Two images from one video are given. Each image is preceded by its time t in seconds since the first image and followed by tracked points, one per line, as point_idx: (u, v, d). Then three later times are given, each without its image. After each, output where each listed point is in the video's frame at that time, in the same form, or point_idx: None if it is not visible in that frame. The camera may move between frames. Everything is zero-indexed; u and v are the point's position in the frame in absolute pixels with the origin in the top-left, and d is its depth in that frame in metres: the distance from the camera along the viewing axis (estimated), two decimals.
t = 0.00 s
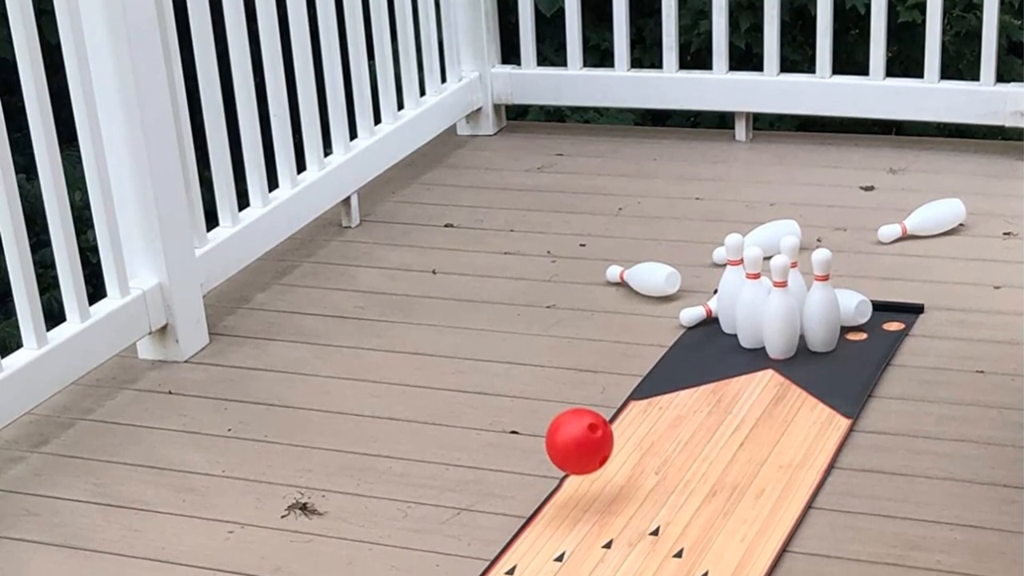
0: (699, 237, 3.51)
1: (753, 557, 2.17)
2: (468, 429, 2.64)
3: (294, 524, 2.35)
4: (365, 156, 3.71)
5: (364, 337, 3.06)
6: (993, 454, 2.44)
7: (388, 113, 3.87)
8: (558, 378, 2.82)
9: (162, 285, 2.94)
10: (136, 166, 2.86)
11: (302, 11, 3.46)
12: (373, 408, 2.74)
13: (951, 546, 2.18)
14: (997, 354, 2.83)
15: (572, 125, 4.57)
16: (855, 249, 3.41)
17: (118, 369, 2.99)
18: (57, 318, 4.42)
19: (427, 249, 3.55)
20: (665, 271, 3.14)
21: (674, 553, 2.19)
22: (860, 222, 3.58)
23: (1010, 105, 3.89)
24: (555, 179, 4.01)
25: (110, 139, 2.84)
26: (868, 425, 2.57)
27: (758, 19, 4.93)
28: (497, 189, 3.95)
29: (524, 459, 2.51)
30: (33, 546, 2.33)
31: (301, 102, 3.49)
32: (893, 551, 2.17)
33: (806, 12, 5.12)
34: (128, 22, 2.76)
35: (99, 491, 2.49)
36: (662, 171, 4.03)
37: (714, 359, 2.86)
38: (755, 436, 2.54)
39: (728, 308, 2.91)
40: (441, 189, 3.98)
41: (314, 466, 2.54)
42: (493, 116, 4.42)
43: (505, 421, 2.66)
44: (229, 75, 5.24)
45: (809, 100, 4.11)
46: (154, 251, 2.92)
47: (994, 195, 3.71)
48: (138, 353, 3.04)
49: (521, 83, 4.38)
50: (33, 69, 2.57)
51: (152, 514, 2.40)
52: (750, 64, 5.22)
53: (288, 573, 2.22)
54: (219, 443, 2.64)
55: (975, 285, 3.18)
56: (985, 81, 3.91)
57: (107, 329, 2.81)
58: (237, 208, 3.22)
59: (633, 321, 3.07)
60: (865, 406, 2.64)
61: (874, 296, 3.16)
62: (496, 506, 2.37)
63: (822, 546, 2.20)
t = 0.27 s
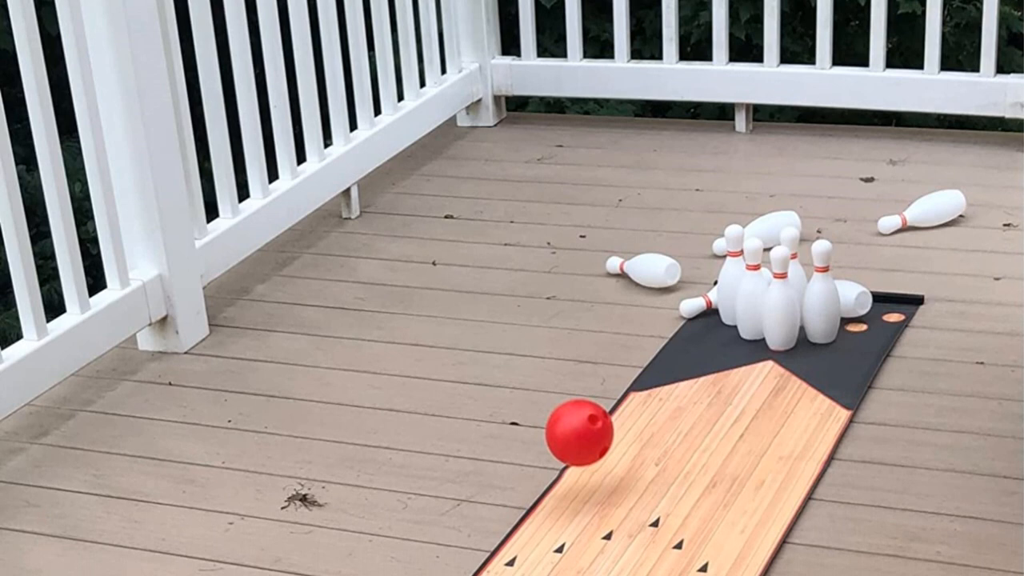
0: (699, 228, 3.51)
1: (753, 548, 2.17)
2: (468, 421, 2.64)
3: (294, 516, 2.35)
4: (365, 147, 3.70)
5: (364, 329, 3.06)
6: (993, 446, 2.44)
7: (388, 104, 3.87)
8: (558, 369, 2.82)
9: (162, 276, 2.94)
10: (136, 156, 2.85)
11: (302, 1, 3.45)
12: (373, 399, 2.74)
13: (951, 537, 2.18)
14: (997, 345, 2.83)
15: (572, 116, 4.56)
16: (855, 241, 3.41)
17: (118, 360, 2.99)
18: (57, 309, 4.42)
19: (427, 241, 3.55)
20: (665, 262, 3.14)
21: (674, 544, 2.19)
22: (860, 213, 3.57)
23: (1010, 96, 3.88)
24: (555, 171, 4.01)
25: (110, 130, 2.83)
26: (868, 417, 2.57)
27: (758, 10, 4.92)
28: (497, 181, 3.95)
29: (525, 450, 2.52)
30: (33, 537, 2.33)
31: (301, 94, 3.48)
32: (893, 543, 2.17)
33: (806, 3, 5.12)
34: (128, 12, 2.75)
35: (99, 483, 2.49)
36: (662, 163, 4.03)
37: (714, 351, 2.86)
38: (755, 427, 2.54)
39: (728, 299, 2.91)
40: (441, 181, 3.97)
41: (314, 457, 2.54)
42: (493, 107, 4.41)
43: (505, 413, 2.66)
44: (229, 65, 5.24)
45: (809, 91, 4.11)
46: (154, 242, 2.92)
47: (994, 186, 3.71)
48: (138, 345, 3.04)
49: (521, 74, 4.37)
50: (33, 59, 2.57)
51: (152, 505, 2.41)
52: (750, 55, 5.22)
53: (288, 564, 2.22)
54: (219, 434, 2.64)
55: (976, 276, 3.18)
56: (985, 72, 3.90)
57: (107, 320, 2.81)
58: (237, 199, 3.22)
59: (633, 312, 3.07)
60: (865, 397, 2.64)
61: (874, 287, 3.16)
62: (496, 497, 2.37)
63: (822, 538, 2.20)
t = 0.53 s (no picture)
0: (699, 219, 3.51)
1: (753, 538, 2.17)
2: (468, 411, 2.64)
3: (294, 507, 2.35)
4: (365, 138, 3.70)
5: (364, 319, 3.06)
6: (993, 437, 2.44)
7: (388, 95, 3.86)
8: (558, 360, 2.83)
9: (162, 267, 2.94)
10: (136, 147, 2.85)
11: None
12: (373, 389, 2.75)
13: (951, 528, 2.18)
14: (998, 335, 2.84)
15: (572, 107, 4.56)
16: (855, 231, 3.41)
17: (118, 351, 2.99)
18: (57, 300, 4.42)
19: (427, 231, 3.55)
20: (665, 253, 3.14)
21: (674, 535, 2.19)
22: (859, 204, 3.57)
23: (1010, 86, 3.88)
24: (555, 161, 4.01)
25: (109, 121, 2.83)
26: (868, 408, 2.57)
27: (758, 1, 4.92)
28: (497, 171, 3.94)
29: (525, 441, 2.52)
30: (33, 527, 2.33)
31: (301, 84, 3.48)
32: (893, 534, 2.17)
33: None
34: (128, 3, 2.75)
35: (99, 473, 2.49)
36: (662, 153, 4.03)
37: (714, 341, 2.86)
38: (755, 417, 2.55)
39: (728, 290, 2.91)
40: (441, 171, 3.97)
41: (314, 448, 2.54)
42: (493, 98, 4.41)
43: (505, 403, 2.66)
44: (229, 56, 5.24)
45: (809, 82, 4.10)
46: (154, 232, 2.92)
47: (994, 177, 3.71)
48: (138, 336, 3.04)
49: (521, 65, 4.37)
50: (33, 50, 2.57)
51: (152, 496, 2.41)
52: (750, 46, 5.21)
53: (288, 555, 2.22)
54: (219, 424, 2.64)
55: (976, 267, 3.18)
56: (985, 63, 3.90)
57: (107, 311, 2.81)
58: (237, 190, 3.22)
59: (633, 303, 3.07)
60: (865, 387, 2.64)
61: (874, 278, 3.16)
62: (496, 488, 2.37)
63: (822, 528, 2.20)
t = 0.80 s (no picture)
0: (699, 209, 3.51)
1: (754, 528, 2.18)
2: (468, 401, 2.64)
3: (294, 497, 2.35)
4: (365, 128, 3.70)
5: (364, 309, 3.06)
6: (993, 427, 2.44)
7: (388, 85, 3.86)
8: (558, 350, 2.83)
9: (162, 257, 2.94)
10: (136, 137, 2.85)
11: None
12: (373, 379, 2.75)
13: (951, 518, 2.18)
14: (998, 326, 2.84)
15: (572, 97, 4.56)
16: (855, 221, 3.41)
17: (118, 341, 2.99)
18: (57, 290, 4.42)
19: (427, 221, 3.55)
20: (665, 244, 3.14)
21: (674, 525, 2.20)
22: (859, 194, 3.57)
23: (1010, 76, 3.88)
24: (555, 151, 4.00)
25: (109, 111, 2.83)
26: (868, 398, 2.57)
27: None
28: (497, 161, 3.94)
29: (525, 431, 2.52)
30: (33, 518, 2.33)
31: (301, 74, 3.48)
32: (893, 524, 2.17)
33: None
34: None
35: (99, 464, 2.49)
36: (662, 143, 4.03)
37: (715, 331, 2.86)
38: (755, 408, 2.55)
39: (728, 280, 2.91)
40: (441, 161, 3.97)
41: (314, 438, 2.54)
42: (493, 88, 4.41)
43: (505, 393, 2.66)
44: (229, 47, 5.23)
45: (809, 72, 4.10)
46: (154, 222, 2.91)
47: (994, 167, 3.71)
48: (138, 326, 3.04)
49: (521, 55, 4.36)
50: (33, 40, 2.56)
51: (152, 486, 2.41)
52: (750, 36, 5.21)
53: (289, 545, 2.22)
54: (219, 415, 2.64)
55: (976, 257, 3.18)
56: (985, 53, 3.90)
57: (107, 301, 2.81)
58: (237, 180, 3.22)
59: (633, 293, 3.07)
60: (865, 377, 2.65)
61: (874, 268, 3.16)
62: (496, 478, 2.38)
63: (822, 518, 2.20)
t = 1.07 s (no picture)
0: (699, 199, 3.51)
1: (754, 517, 2.18)
2: (468, 391, 2.64)
3: (294, 487, 2.36)
4: (365, 117, 3.69)
5: (364, 299, 3.06)
6: (993, 416, 2.45)
7: (388, 74, 3.86)
8: (558, 340, 2.83)
9: (162, 247, 2.94)
10: (136, 127, 2.84)
11: None
12: (373, 369, 2.75)
13: (951, 508, 2.18)
14: (998, 315, 2.84)
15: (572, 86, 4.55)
16: (855, 211, 3.41)
17: (118, 330, 2.99)
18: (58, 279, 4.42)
19: (427, 211, 3.54)
20: (665, 233, 3.14)
21: (674, 515, 2.20)
22: (859, 184, 3.57)
23: (1010, 66, 3.87)
24: (555, 141, 4.00)
25: (109, 101, 2.82)
26: (868, 387, 2.57)
27: None
28: (497, 151, 3.94)
29: (525, 421, 2.52)
30: (33, 507, 2.34)
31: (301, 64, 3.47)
32: (893, 513, 2.17)
33: None
34: None
35: (99, 453, 2.50)
36: (662, 133, 4.02)
37: (715, 321, 2.86)
38: (755, 397, 2.55)
39: (728, 269, 2.91)
40: (441, 151, 3.97)
41: (314, 428, 2.54)
42: (493, 78, 4.40)
43: (505, 383, 2.66)
44: (229, 36, 5.23)
45: (809, 62, 4.09)
46: (154, 212, 2.91)
47: (994, 157, 3.70)
48: (138, 315, 3.04)
49: (521, 44, 4.35)
50: (33, 29, 2.56)
51: (152, 476, 2.41)
52: (750, 26, 5.20)
53: (289, 535, 2.22)
54: (219, 404, 2.64)
55: (976, 247, 3.18)
56: (985, 43, 3.89)
57: (107, 291, 2.81)
58: (237, 169, 3.22)
59: (633, 283, 3.07)
60: (865, 367, 2.65)
61: (874, 257, 3.16)
62: (496, 468, 2.38)
63: (822, 508, 2.20)
